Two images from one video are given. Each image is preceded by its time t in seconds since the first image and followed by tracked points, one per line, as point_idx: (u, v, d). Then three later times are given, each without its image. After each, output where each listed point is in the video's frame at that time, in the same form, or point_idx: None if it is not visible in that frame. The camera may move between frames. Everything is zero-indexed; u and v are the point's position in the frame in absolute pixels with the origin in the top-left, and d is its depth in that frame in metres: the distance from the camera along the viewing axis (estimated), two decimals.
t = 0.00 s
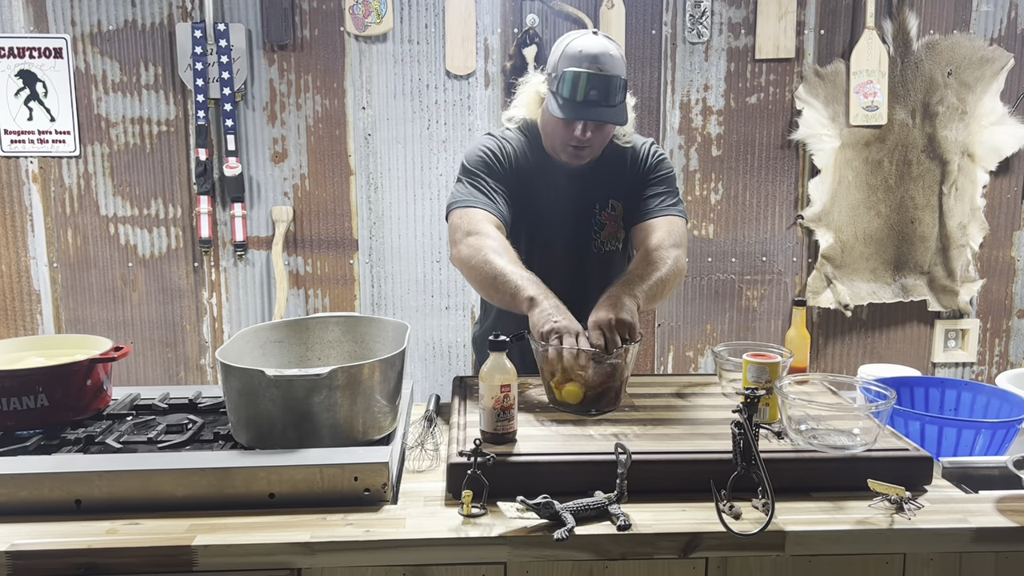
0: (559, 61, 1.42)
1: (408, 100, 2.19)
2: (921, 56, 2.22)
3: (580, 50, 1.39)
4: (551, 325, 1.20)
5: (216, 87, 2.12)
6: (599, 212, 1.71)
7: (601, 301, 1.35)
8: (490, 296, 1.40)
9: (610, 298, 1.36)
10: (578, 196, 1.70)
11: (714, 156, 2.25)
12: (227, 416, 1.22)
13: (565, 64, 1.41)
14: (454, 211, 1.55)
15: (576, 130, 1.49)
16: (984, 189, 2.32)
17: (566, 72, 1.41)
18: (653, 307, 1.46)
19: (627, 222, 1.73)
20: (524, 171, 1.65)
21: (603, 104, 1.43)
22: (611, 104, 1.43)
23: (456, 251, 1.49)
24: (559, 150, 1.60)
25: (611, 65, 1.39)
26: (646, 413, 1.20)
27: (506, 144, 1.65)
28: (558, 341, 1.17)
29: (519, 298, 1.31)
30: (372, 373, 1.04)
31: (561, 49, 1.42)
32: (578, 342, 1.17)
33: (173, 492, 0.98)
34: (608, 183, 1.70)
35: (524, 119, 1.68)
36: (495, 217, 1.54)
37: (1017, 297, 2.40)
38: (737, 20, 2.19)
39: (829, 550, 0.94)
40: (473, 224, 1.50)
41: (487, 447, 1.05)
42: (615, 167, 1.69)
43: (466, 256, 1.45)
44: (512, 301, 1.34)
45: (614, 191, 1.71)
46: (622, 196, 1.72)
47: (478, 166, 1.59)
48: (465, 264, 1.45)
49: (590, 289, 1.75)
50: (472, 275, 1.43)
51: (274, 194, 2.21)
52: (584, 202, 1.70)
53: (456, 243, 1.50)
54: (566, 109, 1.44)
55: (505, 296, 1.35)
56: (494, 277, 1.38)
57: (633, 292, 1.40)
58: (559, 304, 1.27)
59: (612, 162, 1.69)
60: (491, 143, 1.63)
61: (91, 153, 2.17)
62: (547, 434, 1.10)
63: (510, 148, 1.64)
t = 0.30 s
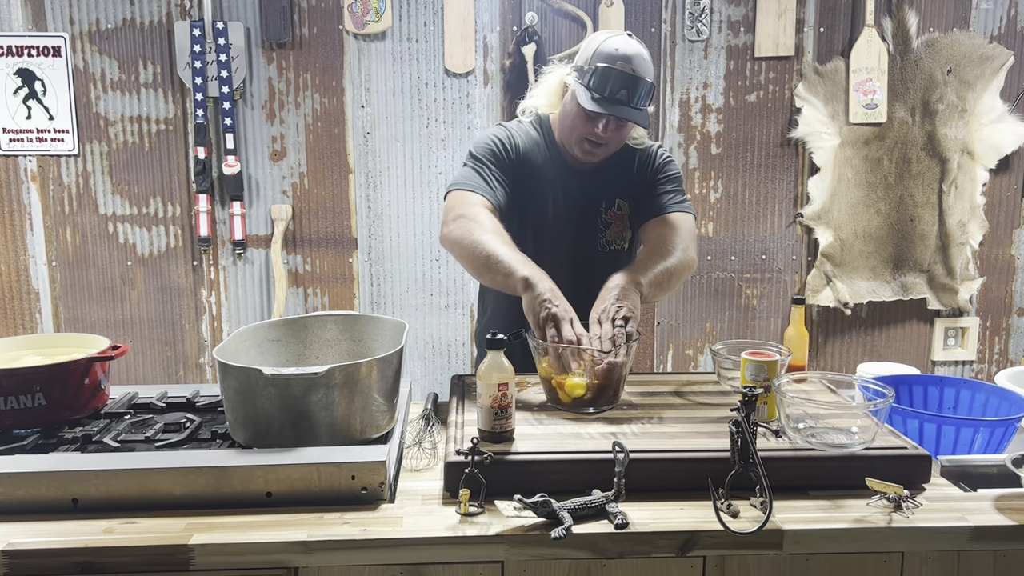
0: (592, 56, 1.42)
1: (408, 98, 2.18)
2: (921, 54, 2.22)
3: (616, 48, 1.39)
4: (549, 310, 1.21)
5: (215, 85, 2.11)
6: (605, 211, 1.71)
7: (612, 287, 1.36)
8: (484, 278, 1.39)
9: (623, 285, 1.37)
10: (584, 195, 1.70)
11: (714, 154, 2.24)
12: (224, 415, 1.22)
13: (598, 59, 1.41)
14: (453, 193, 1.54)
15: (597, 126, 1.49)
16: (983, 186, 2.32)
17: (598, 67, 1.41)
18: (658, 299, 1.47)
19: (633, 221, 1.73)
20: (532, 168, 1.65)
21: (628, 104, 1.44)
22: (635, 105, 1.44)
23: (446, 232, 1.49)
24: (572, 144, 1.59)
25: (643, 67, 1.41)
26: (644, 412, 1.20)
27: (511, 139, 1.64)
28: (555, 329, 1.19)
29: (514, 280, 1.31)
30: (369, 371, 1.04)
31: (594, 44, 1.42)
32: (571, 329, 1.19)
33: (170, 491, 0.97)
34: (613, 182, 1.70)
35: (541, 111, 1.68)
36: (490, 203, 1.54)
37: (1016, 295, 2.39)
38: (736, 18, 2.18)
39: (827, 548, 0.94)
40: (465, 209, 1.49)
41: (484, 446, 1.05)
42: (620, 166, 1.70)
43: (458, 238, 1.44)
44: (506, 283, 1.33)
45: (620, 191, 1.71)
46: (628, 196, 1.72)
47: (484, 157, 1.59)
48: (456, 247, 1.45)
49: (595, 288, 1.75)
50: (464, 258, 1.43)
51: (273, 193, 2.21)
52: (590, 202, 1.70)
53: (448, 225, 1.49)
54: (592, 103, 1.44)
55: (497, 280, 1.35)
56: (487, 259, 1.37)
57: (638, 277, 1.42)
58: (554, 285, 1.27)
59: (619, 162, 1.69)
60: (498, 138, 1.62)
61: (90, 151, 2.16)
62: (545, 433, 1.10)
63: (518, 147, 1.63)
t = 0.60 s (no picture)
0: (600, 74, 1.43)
1: (408, 96, 2.18)
2: (921, 52, 2.21)
3: (625, 69, 1.40)
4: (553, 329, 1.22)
5: (214, 83, 2.11)
6: (604, 214, 1.71)
7: (607, 303, 1.37)
8: (489, 289, 1.39)
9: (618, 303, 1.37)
10: (583, 197, 1.69)
11: (714, 151, 2.24)
12: (224, 413, 1.22)
13: (606, 79, 1.42)
14: (458, 192, 1.54)
15: (598, 145, 1.52)
16: (983, 184, 2.31)
17: (606, 87, 1.42)
18: (653, 312, 1.47)
19: (631, 225, 1.73)
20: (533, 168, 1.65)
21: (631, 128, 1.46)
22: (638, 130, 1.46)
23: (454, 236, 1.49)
24: (573, 157, 1.61)
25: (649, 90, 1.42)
26: (644, 410, 1.20)
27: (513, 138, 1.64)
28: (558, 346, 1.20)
29: (519, 296, 1.31)
30: (369, 370, 1.04)
31: (604, 61, 1.42)
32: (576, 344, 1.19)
33: (169, 489, 0.97)
34: (613, 186, 1.69)
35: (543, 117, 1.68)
36: (498, 205, 1.55)
37: (1017, 293, 2.39)
38: (736, 15, 2.18)
39: (826, 546, 0.94)
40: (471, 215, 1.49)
41: (483, 444, 1.05)
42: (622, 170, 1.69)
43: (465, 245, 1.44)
44: (512, 296, 1.33)
45: (619, 194, 1.71)
46: (628, 199, 1.72)
47: (490, 157, 1.60)
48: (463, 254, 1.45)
49: (591, 290, 1.75)
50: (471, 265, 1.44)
51: (273, 191, 2.20)
52: (590, 204, 1.70)
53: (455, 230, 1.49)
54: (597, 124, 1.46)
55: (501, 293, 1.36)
56: (494, 271, 1.38)
57: (632, 292, 1.43)
58: (558, 305, 1.28)
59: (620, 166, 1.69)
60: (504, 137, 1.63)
61: (89, 149, 2.16)
62: (544, 431, 1.10)
63: (522, 147, 1.64)
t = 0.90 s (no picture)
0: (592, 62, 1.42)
1: (407, 95, 2.18)
2: (921, 50, 2.21)
3: (616, 56, 1.39)
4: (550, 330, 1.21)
5: (214, 82, 2.11)
6: (598, 214, 1.71)
7: (602, 303, 1.35)
8: (489, 293, 1.39)
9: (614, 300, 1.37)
10: (577, 197, 1.69)
11: (714, 150, 2.24)
12: (223, 412, 1.22)
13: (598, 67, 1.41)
14: (454, 198, 1.54)
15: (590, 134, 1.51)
16: (983, 183, 2.31)
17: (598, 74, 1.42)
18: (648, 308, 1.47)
19: (625, 224, 1.73)
20: (530, 168, 1.65)
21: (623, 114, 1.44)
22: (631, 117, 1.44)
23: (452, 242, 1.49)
24: (565, 148, 1.61)
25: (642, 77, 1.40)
26: (643, 408, 1.20)
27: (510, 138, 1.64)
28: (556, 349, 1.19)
29: (519, 298, 1.31)
30: (368, 368, 1.04)
31: (594, 51, 1.42)
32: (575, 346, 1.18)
33: (168, 488, 0.97)
34: (609, 185, 1.70)
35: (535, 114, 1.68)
36: (492, 208, 1.55)
37: (1017, 292, 2.39)
38: (736, 14, 2.17)
39: (825, 545, 0.94)
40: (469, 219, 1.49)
41: (483, 442, 1.05)
42: (617, 169, 1.69)
43: (464, 250, 1.44)
44: (512, 300, 1.33)
45: (615, 193, 1.71)
46: (623, 199, 1.72)
47: (484, 158, 1.59)
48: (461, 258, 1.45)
49: (586, 290, 1.75)
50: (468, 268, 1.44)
51: (272, 189, 2.20)
52: (584, 203, 1.70)
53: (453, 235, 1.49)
54: (589, 110, 1.45)
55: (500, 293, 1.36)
56: (492, 275, 1.38)
57: (627, 291, 1.42)
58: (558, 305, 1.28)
59: (613, 165, 1.68)
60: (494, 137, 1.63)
61: (89, 148, 2.16)
62: (544, 430, 1.10)
63: (515, 146, 1.64)
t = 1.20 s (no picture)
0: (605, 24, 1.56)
1: (407, 93, 2.18)
2: (921, 49, 2.21)
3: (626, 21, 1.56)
4: (546, 291, 1.21)
5: (214, 80, 2.11)
6: (600, 201, 1.73)
7: (609, 270, 1.33)
8: (488, 274, 1.40)
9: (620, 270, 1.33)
10: (579, 185, 1.71)
11: (714, 149, 2.24)
12: (223, 411, 1.22)
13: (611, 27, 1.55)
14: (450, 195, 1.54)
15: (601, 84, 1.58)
16: (983, 182, 2.31)
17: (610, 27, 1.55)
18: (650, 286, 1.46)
19: (626, 211, 1.74)
20: (530, 162, 1.64)
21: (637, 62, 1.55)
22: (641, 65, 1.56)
23: (450, 238, 1.50)
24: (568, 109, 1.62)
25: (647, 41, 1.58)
26: (643, 407, 1.20)
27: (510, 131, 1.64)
28: (551, 309, 1.19)
29: (518, 268, 1.31)
30: (368, 367, 1.04)
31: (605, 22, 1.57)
32: (572, 309, 1.18)
33: (168, 487, 0.97)
34: (607, 172, 1.72)
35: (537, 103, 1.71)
36: (486, 204, 1.53)
37: (1016, 291, 2.39)
38: (736, 13, 2.17)
39: (825, 544, 0.94)
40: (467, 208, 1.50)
41: (483, 441, 1.05)
42: (613, 157, 1.72)
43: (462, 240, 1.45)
44: (511, 273, 1.33)
45: (614, 180, 1.73)
46: (622, 186, 1.74)
47: (484, 152, 1.59)
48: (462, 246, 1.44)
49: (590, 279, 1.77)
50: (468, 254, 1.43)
51: (271, 188, 2.20)
52: (585, 191, 1.72)
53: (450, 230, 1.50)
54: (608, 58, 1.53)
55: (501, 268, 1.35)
56: (488, 255, 1.38)
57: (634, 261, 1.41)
58: (556, 267, 1.26)
59: (613, 151, 1.72)
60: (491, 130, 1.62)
61: (88, 146, 2.16)
62: (544, 429, 1.10)
63: (514, 140, 1.63)
